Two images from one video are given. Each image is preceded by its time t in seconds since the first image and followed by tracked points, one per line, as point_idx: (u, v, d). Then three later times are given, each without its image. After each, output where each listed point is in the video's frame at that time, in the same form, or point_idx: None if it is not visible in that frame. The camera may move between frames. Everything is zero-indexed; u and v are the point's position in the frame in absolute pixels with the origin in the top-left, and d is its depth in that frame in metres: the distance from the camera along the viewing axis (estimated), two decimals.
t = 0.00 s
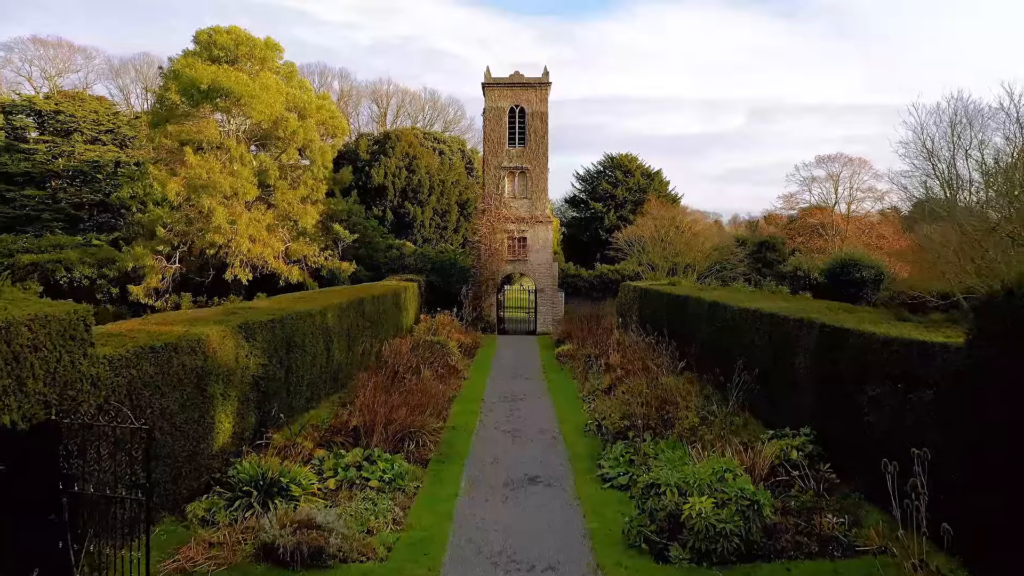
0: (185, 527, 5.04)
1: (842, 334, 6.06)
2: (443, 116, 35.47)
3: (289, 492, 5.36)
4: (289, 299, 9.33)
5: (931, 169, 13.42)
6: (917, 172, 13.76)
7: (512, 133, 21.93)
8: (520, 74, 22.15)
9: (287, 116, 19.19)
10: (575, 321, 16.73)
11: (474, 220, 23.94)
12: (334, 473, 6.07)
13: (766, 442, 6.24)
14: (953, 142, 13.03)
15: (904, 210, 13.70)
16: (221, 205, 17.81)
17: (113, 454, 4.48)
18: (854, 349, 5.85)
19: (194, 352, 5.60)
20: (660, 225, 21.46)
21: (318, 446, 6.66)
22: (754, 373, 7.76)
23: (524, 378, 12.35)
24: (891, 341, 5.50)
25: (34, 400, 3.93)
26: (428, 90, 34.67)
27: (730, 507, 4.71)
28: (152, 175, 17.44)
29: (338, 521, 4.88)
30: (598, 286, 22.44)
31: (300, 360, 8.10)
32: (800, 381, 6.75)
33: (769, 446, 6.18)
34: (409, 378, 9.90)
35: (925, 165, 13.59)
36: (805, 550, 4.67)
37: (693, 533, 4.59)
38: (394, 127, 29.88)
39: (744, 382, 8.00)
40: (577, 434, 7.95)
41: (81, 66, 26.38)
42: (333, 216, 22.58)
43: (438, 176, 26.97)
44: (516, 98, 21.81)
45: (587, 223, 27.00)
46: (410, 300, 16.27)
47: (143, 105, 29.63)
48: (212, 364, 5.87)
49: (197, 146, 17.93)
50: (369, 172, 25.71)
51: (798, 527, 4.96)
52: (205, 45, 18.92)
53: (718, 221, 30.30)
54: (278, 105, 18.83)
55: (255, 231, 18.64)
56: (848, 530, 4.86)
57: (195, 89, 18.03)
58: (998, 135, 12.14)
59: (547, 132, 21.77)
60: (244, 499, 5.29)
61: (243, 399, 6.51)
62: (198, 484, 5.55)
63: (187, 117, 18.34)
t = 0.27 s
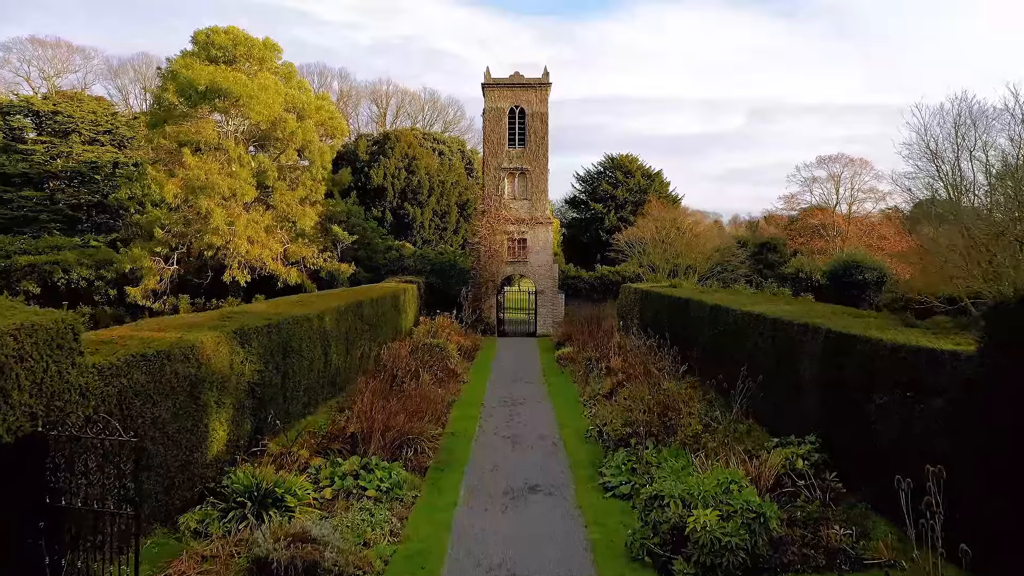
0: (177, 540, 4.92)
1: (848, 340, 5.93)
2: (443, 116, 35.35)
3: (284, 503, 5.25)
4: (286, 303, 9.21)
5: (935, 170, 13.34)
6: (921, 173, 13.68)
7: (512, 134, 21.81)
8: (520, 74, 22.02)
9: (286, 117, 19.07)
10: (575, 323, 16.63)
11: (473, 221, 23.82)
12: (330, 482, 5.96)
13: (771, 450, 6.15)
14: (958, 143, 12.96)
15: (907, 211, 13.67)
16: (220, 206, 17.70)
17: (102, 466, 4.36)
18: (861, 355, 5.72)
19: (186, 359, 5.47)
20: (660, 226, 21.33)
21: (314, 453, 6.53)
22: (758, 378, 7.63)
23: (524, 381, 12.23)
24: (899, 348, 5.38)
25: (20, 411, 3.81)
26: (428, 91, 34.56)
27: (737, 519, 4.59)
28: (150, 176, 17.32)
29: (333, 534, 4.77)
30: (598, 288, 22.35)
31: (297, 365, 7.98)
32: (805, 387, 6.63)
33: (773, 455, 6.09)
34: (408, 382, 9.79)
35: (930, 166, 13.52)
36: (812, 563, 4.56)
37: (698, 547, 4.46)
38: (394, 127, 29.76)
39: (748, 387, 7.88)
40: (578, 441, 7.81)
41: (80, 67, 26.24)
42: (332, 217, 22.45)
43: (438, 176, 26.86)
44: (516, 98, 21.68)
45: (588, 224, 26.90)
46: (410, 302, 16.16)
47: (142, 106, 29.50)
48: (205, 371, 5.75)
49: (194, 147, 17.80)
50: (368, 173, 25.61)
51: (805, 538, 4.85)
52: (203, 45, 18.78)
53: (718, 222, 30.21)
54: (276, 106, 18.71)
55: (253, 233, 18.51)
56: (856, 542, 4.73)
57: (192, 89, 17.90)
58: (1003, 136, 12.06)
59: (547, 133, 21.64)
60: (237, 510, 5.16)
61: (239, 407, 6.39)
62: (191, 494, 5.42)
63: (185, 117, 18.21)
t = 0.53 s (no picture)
0: (170, 553, 4.81)
1: (855, 345, 5.80)
2: (443, 116, 35.24)
3: (278, 514, 5.14)
4: (283, 307, 9.10)
5: (939, 170, 13.25)
6: (923, 174, 13.61)
7: (512, 134, 21.70)
8: (520, 75, 21.91)
9: (285, 117, 18.95)
10: (576, 326, 16.54)
11: (473, 222, 23.71)
12: (327, 492, 5.86)
13: (776, 460, 6.09)
14: (961, 144, 12.88)
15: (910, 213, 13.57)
16: (218, 207, 17.58)
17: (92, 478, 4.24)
18: (868, 362, 5.60)
19: (179, 367, 5.36)
20: (661, 227, 21.23)
21: (310, 461, 6.43)
22: (762, 384, 7.52)
23: (523, 385, 12.12)
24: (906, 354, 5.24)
25: (4, 424, 3.69)
26: (428, 91, 34.45)
27: (743, 534, 4.46)
28: (148, 177, 17.22)
29: (329, 548, 4.67)
30: (598, 289, 22.26)
31: (294, 370, 7.86)
32: (810, 394, 6.51)
33: (776, 465, 6.01)
34: (407, 387, 9.69)
35: (932, 167, 13.43)
36: None
37: (703, 563, 4.32)
38: (393, 128, 29.64)
39: (752, 393, 7.76)
40: (579, 448, 7.70)
41: (78, 67, 26.12)
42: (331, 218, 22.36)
43: (438, 177, 26.76)
44: (516, 99, 21.57)
45: (588, 225, 26.82)
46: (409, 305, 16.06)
47: (140, 106, 29.39)
48: (199, 379, 5.63)
49: (192, 148, 17.69)
50: (367, 174, 25.52)
51: (813, 553, 4.73)
52: (201, 46, 18.66)
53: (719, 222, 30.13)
54: (275, 107, 18.58)
55: (251, 234, 18.39)
56: (865, 555, 4.61)
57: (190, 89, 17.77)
58: (1006, 137, 11.99)
59: (547, 134, 21.53)
60: (232, 522, 5.05)
61: (234, 414, 6.27)
62: (184, 506, 5.31)
63: (183, 118, 18.10)
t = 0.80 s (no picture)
0: (162, 567, 4.69)
1: (863, 352, 5.66)
2: (443, 117, 35.11)
3: (273, 526, 5.03)
4: (281, 311, 8.98)
5: (942, 172, 13.14)
6: (926, 176, 13.49)
7: (512, 135, 21.59)
8: (520, 75, 21.80)
9: (284, 118, 18.83)
10: (576, 328, 16.43)
11: (473, 222, 23.60)
12: (323, 501, 5.74)
13: (782, 470, 5.99)
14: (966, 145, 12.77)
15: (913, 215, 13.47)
16: (216, 208, 17.46)
17: (81, 491, 4.12)
18: (876, 370, 5.47)
19: (172, 375, 5.24)
20: (662, 228, 21.12)
21: (306, 470, 6.31)
22: (767, 390, 7.40)
23: (523, 388, 12.00)
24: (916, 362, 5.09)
25: None
26: (428, 92, 34.32)
27: (749, 549, 4.33)
28: (145, 178, 17.10)
29: (326, 562, 4.56)
30: (598, 291, 22.16)
31: (291, 376, 7.74)
32: (816, 401, 6.38)
33: (782, 475, 5.90)
34: (406, 392, 9.57)
35: (936, 169, 13.32)
36: None
37: None
38: (393, 128, 29.52)
39: (757, 399, 7.63)
40: (579, 455, 7.57)
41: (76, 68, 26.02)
42: (330, 220, 22.25)
43: (437, 178, 26.64)
44: (516, 99, 21.46)
45: (588, 226, 26.71)
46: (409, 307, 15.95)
47: (139, 106, 29.29)
48: (192, 387, 5.51)
49: (190, 149, 17.57)
50: (367, 175, 25.40)
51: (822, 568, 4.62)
52: (199, 46, 18.54)
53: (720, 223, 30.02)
54: (273, 107, 18.46)
55: (250, 235, 18.28)
56: (874, 569, 4.52)
57: (188, 90, 17.65)
58: (1011, 139, 11.88)
59: (547, 135, 21.42)
60: (226, 535, 4.92)
61: (229, 422, 6.15)
62: (178, 516, 5.20)
63: (181, 118, 17.98)
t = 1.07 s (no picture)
0: None
1: (871, 360, 5.50)
2: (443, 117, 34.97)
3: (267, 541, 4.87)
4: (278, 315, 8.85)
5: (947, 173, 13.00)
6: (931, 177, 13.36)
7: (512, 136, 21.45)
8: (520, 76, 21.66)
9: (282, 119, 18.68)
10: (577, 331, 16.30)
11: (473, 224, 23.46)
12: (319, 514, 5.60)
13: (790, 482, 5.87)
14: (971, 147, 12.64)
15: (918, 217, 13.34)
16: (214, 210, 17.30)
17: (66, 508, 3.97)
18: (885, 379, 5.33)
19: (163, 385, 5.09)
20: (663, 230, 20.99)
21: (303, 479, 6.17)
22: (772, 397, 7.26)
23: (524, 392, 11.86)
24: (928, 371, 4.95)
25: None
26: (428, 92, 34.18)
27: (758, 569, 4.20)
28: (142, 179, 16.94)
29: None
30: (599, 293, 22.03)
31: (287, 382, 7.59)
32: (823, 409, 6.24)
33: (790, 487, 5.78)
34: (405, 398, 9.43)
35: (941, 170, 13.18)
36: None
37: None
38: (392, 129, 29.37)
39: (762, 406, 7.49)
40: (581, 463, 7.42)
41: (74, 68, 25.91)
42: (329, 221, 22.12)
43: (437, 179, 26.50)
44: (516, 100, 21.32)
45: (588, 227, 26.57)
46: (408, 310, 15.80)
47: (138, 106, 29.17)
48: (184, 397, 5.36)
49: (188, 150, 17.42)
50: (366, 176, 25.26)
51: None
52: (197, 46, 18.39)
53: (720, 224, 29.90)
54: (271, 108, 18.31)
55: (248, 237, 18.13)
56: None
57: (186, 90, 17.49)
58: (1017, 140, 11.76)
59: (547, 135, 21.28)
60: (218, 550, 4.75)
61: (223, 431, 6.01)
62: (169, 530, 5.06)
63: (178, 119, 17.83)
